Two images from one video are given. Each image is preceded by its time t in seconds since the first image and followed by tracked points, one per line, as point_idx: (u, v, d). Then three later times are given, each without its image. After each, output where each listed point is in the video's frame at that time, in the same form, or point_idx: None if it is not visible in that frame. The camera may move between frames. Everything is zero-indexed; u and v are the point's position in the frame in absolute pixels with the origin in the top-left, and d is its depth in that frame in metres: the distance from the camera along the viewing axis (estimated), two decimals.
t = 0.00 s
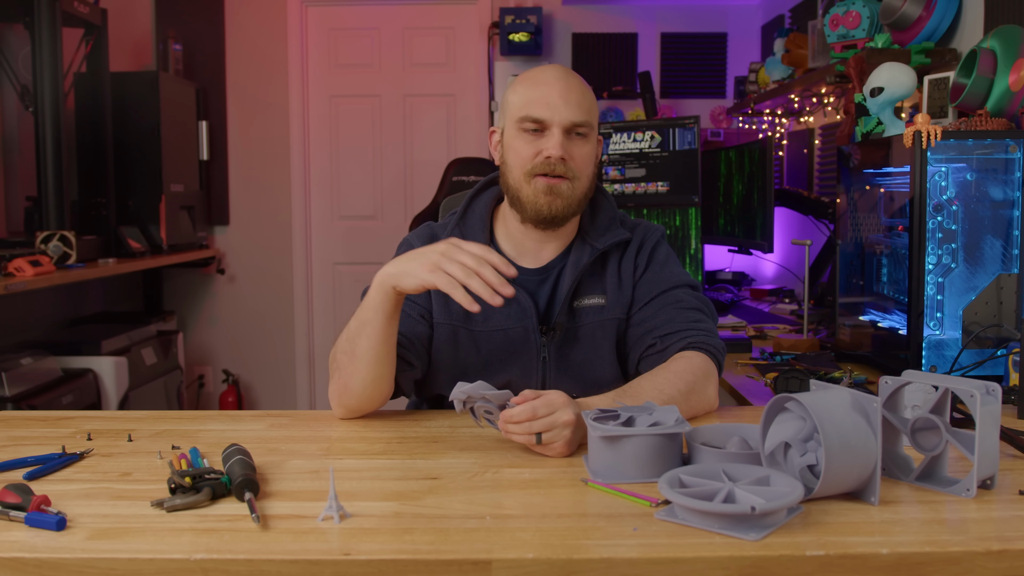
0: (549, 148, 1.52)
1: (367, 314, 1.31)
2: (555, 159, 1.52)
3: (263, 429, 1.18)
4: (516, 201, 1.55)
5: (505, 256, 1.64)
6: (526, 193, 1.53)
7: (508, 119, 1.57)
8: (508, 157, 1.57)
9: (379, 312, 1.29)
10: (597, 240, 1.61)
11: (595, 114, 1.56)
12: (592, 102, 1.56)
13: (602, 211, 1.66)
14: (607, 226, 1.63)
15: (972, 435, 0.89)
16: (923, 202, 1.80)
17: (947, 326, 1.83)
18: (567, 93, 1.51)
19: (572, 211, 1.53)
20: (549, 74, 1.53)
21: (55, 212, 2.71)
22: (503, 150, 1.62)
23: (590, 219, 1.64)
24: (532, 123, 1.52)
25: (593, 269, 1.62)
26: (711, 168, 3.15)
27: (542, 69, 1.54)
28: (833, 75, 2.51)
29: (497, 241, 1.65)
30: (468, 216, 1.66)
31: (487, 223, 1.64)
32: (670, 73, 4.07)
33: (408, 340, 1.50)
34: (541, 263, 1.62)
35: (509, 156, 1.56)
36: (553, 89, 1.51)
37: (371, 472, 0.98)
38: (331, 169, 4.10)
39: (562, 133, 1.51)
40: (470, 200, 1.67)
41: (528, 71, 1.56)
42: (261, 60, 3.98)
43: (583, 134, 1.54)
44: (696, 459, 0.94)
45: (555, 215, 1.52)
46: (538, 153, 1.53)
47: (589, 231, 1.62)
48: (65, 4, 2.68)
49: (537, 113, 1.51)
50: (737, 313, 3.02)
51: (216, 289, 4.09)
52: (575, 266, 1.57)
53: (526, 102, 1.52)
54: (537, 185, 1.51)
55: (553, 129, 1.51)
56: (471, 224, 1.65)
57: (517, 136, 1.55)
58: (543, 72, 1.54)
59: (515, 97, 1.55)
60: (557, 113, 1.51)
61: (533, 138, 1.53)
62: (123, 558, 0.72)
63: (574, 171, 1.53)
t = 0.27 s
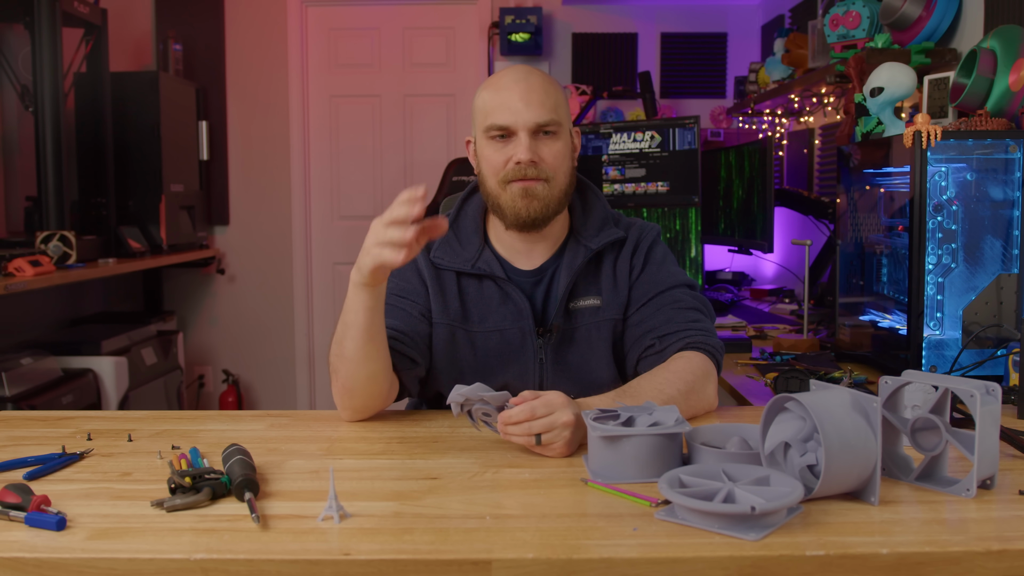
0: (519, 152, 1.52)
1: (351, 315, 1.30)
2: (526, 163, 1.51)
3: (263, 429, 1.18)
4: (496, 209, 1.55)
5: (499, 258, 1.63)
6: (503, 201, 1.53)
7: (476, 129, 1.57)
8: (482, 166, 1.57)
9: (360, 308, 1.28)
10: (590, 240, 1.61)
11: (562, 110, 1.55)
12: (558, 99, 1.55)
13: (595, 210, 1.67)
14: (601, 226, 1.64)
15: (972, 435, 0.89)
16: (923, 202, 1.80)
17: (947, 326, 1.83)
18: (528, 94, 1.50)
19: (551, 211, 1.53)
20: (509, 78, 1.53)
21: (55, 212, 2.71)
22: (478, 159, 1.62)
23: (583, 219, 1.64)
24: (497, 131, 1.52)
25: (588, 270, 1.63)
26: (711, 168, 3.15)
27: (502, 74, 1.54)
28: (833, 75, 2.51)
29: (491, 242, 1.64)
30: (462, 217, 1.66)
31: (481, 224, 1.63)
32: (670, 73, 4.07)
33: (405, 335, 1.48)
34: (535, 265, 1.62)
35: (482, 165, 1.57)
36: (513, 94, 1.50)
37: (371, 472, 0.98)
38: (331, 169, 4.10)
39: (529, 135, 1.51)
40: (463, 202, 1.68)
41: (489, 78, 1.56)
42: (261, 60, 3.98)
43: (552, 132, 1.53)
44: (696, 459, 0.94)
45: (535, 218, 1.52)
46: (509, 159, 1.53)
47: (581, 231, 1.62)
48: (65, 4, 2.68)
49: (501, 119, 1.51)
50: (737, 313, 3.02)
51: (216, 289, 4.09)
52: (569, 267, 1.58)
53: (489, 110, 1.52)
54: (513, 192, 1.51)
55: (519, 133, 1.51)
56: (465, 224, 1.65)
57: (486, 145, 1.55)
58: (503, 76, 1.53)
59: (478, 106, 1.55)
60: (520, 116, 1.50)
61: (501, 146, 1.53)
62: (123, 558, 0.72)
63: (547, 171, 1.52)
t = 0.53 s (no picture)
0: (505, 155, 1.52)
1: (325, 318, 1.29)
2: (512, 166, 1.52)
3: (263, 429, 1.18)
4: (486, 213, 1.56)
5: (491, 260, 1.64)
6: (491, 204, 1.53)
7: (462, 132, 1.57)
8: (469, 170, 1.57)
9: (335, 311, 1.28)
10: (584, 241, 1.61)
11: (548, 111, 1.55)
12: (544, 100, 1.54)
13: (587, 210, 1.67)
14: (594, 227, 1.64)
15: (971, 434, 0.89)
16: (923, 202, 1.80)
17: (947, 326, 1.83)
18: (512, 96, 1.50)
19: (539, 214, 1.53)
20: (494, 80, 1.53)
21: (55, 212, 2.71)
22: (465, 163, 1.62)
23: (576, 220, 1.65)
24: (482, 135, 1.52)
25: (582, 271, 1.63)
26: (710, 168, 3.15)
27: (488, 75, 1.54)
28: (833, 75, 2.51)
29: (483, 245, 1.65)
30: (453, 220, 1.65)
31: (473, 228, 1.64)
32: (670, 73, 4.07)
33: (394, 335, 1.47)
34: (528, 267, 1.63)
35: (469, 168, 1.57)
36: (497, 96, 1.50)
37: (371, 472, 0.98)
38: (331, 169, 4.10)
39: (514, 138, 1.51)
40: (454, 205, 1.67)
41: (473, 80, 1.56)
42: (261, 60, 3.98)
43: (537, 134, 1.53)
44: (696, 459, 0.94)
45: (523, 221, 1.52)
46: (495, 162, 1.53)
47: (575, 232, 1.62)
48: (65, 4, 2.68)
49: (485, 122, 1.51)
50: (737, 313, 3.02)
51: (216, 289, 4.09)
52: (564, 269, 1.58)
53: (474, 113, 1.52)
54: (500, 195, 1.51)
55: (505, 136, 1.51)
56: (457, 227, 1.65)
57: (473, 148, 1.55)
58: (487, 78, 1.54)
59: (463, 109, 1.55)
60: (504, 119, 1.50)
61: (487, 148, 1.53)
62: (123, 559, 0.72)
63: (534, 173, 1.52)
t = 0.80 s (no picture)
0: (498, 154, 1.53)
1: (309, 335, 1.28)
2: (505, 165, 1.53)
3: (262, 429, 1.18)
4: (479, 212, 1.56)
5: (488, 260, 1.64)
6: (485, 202, 1.54)
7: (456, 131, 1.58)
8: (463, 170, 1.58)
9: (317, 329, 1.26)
10: (581, 241, 1.61)
11: (542, 110, 1.56)
12: (539, 100, 1.55)
13: (585, 210, 1.66)
14: (592, 227, 1.64)
15: (972, 434, 0.89)
16: (923, 202, 1.80)
17: (947, 326, 1.83)
18: (506, 95, 1.51)
19: (532, 213, 1.53)
20: (489, 79, 1.54)
21: (55, 212, 2.71)
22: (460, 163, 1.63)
23: (574, 220, 1.65)
24: (475, 133, 1.53)
25: (580, 271, 1.63)
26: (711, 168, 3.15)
27: (483, 75, 1.55)
28: (833, 75, 2.51)
29: (480, 245, 1.65)
30: (450, 221, 1.66)
31: (469, 228, 1.64)
32: (670, 73, 4.07)
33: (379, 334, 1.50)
34: (526, 268, 1.63)
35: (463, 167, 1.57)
36: (491, 95, 1.51)
37: (371, 472, 0.98)
38: (331, 169, 4.10)
39: (507, 137, 1.52)
40: (451, 206, 1.68)
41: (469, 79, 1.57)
42: (261, 60, 3.98)
43: (531, 133, 1.54)
44: (696, 459, 0.94)
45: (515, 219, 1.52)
46: (488, 160, 1.54)
47: (572, 232, 1.62)
48: (65, 4, 2.68)
49: (479, 121, 1.52)
50: (737, 313, 3.03)
51: (216, 289, 4.09)
52: (561, 269, 1.58)
53: (468, 111, 1.53)
54: (494, 194, 1.52)
55: (498, 135, 1.52)
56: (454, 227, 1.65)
57: (467, 147, 1.56)
58: (482, 78, 1.55)
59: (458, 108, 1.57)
60: (498, 118, 1.51)
61: (481, 147, 1.54)
62: (123, 558, 0.72)
63: (526, 173, 1.53)
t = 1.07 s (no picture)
0: (505, 148, 1.53)
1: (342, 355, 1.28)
2: (512, 159, 1.53)
3: (262, 429, 1.18)
4: (485, 207, 1.55)
5: (493, 258, 1.64)
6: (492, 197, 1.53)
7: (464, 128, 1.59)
8: (470, 167, 1.59)
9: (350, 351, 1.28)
10: (583, 240, 1.61)
11: (548, 106, 1.56)
12: (544, 96, 1.56)
13: (588, 210, 1.67)
14: (594, 226, 1.64)
15: (972, 435, 0.89)
16: (923, 202, 1.80)
17: (947, 326, 1.83)
18: (511, 91, 1.52)
19: (539, 207, 1.52)
20: (495, 76, 1.55)
21: (55, 212, 2.71)
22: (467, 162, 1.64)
23: (576, 219, 1.65)
24: (483, 129, 1.54)
25: (582, 270, 1.63)
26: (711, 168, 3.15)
27: (488, 73, 1.56)
28: (833, 75, 2.51)
29: (485, 242, 1.65)
30: (455, 217, 1.66)
31: (475, 223, 1.64)
32: (670, 73, 4.07)
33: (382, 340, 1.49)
34: (529, 265, 1.63)
35: (471, 164, 1.58)
36: (497, 91, 1.52)
37: (371, 472, 0.98)
38: (331, 168, 4.10)
39: (514, 131, 1.53)
40: (456, 202, 1.68)
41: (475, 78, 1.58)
42: (261, 60, 3.98)
43: (537, 128, 1.55)
44: (696, 459, 0.94)
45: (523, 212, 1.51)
46: (496, 156, 1.54)
47: (574, 231, 1.62)
48: (65, 4, 2.68)
49: (486, 117, 1.53)
50: (737, 313, 3.03)
51: (216, 289, 4.09)
52: (563, 267, 1.58)
53: (474, 108, 1.54)
54: (500, 187, 1.52)
55: (505, 130, 1.53)
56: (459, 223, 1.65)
57: (474, 143, 1.56)
58: (487, 76, 1.56)
59: (465, 105, 1.58)
60: (504, 113, 1.52)
61: (488, 143, 1.55)
62: (123, 558, 0.72)
63: (534, 166, 1.53)
